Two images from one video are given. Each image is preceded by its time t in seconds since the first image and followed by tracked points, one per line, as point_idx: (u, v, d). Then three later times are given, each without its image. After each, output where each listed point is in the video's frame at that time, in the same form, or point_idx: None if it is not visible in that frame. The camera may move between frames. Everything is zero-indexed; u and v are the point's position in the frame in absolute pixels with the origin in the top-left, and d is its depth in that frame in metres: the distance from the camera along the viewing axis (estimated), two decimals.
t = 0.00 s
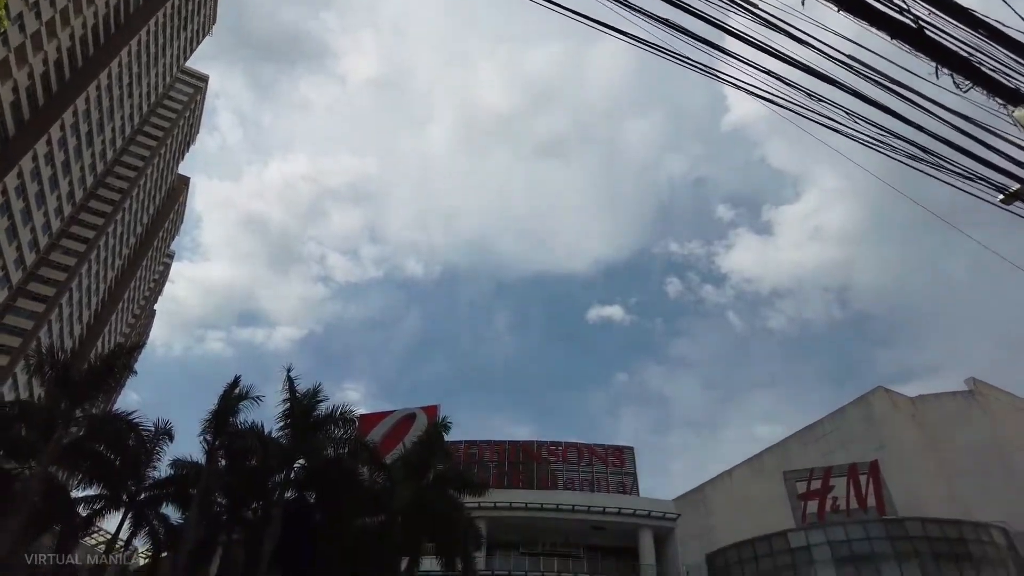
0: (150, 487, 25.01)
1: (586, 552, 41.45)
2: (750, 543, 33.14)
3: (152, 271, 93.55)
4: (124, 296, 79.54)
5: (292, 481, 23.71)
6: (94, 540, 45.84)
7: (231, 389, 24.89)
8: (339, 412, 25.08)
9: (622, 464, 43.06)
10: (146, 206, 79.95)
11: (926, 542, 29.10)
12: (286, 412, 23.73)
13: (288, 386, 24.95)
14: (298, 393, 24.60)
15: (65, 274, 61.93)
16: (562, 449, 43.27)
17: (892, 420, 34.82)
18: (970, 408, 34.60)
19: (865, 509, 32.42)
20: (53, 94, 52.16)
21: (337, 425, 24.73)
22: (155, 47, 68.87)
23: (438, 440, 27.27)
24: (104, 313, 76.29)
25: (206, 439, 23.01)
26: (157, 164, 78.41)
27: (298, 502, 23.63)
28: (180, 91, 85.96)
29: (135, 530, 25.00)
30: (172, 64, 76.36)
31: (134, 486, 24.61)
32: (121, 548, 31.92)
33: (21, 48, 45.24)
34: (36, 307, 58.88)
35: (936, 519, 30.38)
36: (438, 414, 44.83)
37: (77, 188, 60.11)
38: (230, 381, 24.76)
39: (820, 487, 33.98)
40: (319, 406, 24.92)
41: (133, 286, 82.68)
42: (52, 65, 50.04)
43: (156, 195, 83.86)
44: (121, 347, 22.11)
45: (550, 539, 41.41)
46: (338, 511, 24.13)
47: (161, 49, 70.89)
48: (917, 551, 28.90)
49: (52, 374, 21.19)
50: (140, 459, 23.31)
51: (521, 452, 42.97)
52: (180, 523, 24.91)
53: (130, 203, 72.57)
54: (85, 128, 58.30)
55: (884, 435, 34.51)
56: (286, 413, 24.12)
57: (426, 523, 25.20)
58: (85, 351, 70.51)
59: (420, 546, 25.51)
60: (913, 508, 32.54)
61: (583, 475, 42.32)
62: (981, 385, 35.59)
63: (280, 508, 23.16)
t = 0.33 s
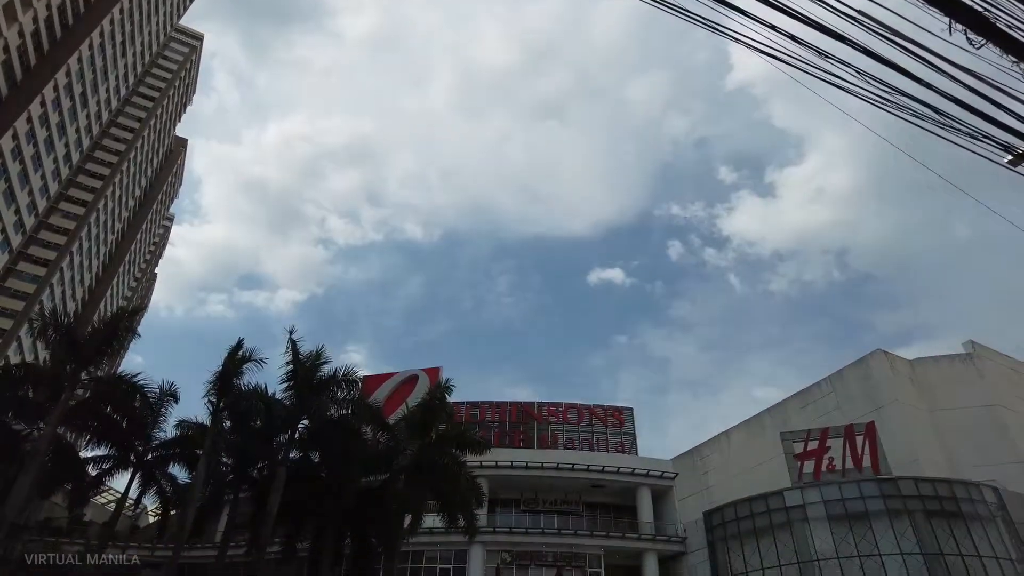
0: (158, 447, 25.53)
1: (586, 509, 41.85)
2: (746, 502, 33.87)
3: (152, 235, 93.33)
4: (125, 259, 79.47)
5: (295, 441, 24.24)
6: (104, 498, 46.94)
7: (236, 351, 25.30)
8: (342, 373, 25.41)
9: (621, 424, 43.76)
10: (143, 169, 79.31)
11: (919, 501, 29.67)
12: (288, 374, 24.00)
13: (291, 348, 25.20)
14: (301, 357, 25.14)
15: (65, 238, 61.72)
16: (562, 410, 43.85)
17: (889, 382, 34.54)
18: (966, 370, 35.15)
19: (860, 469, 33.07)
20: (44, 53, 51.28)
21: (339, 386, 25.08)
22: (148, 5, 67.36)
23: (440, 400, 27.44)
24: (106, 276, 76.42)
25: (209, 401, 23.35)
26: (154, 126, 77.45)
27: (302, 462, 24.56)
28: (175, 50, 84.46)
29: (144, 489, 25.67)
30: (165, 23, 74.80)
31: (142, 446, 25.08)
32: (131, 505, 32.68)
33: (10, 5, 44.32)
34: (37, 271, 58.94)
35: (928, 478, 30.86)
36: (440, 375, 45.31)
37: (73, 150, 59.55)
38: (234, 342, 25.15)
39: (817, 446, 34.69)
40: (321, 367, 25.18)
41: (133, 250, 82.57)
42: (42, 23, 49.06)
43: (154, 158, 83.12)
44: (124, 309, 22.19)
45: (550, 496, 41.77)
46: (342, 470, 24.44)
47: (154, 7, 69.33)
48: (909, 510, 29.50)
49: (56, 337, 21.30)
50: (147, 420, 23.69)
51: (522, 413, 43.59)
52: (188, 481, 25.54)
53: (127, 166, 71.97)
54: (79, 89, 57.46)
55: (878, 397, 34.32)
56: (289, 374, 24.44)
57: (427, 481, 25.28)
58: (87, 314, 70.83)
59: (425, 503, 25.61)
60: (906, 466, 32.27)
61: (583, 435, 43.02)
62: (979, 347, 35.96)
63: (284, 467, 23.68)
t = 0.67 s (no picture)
0: (163, 412, 25.81)
1: (586, 471, 42.45)
2: (743, 466, 34.38)
3: (152, 201, 92.90)
4: (125, 226, 79.23)
5: (299, 405, 24.62)
6: (110, 462, 47.64)
7: (238, 317, 25.36)
8: (344, 339, 25.51)
9: (621, 389, 44.18)
10: (141, 134, 78.51)
11: (914, 465, 30.09)
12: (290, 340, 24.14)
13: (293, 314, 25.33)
14: (302, 322, 25.35)
15: (63, 205, 61.47)
16: (562, 375, 44.24)
17: (887, 348, 34.83)
18: (965, 335, 35.34)
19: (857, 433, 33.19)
20: (36, 15, 50.34)
21: (341, 351, 25.15)
22: None
23: (443, 365, 27.45)
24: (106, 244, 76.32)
25: (215, 364, 24.19)
26: (150, 89, 76.34)
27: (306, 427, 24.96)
28: (169, 11, 82.75)
29: (151, 453, 26.07)
30: None
31: (147, 412, 25.27)
32: (138, 469, 33.19)
33: None
34: (37, 238, 58.89)
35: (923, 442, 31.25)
36: (441, 342, 45.54)
37: (68, 115, 58.88)
38: (238, 308, 25.37)
39: (816, 411, 34.88)
40: (324, 333, 25.34)
41: (133, 216, 82.26)
42: None
43: (152, 123, 82.19)
44: (124, 277, 22.25)
45: (550, 460, 42.29)
46: (344, 434, 24.84)
47: None
48: (904, 473, 29.97)
49: (58, 303, 21.36)
50: (153, 387, 23.78)
51: (523, 378, 43.97)
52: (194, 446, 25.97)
53: (124, 131, 71.21)
54: (73, 52, 56.56)
55: (877, 360, 34.55)
56: (291, 340, 24.57)
57: (430, 442, 25.75)
58: (89, 281, 70.98)
59: (428, 466, 26.09)
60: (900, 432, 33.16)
61: (583, 399, 43.46)
62: (978, 313, 36.12)
63: (288, 431, 24.01)
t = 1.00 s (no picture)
0: (167, 375, 26.07)
1: (586, 432, 43.00)
2: (741, 427, 34.81)
3: (149, 164, 92.01)
4: (123, 189, 78.62)
5: (302, 367, 24.95)
6: (116, 424, 48.39)
7: (239, 280, 25.34)
8: (345, 302, 25.64)
9: (620, 351, 44.46)
10: (136, 95, 77.29)
11: (910, 427, 30.47)
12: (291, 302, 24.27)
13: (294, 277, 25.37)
14: (304, 285, 25.37)
15: (60, 168, 60.96)
16: (562, 338, 44.48)
17: (886, 311, 34.96)
18: (964, 298, 35.51)
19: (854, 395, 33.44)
20: None
21: (342, 314, 25.38)
22: None
23: (443, 328, 27.47)
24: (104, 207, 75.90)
25: (217, 327, 24.37)
26: (143, 49, 74.81)
27: (310, 389, 25.35)
28: None
29: (156, 414, 26.45)
30: None
31: (150, 374, 25.55)
32: (144, 429, 33.62)
33: None
34: (35, 202, 58.53)
35: (919, 404, 31.58)
36: (442, 305, 45.66)
37: (60, 75, 57.85)
38: (239, 271, 25.44)
39: (814, 373, 35.08)
40: (325, 296, 25.43)
41: (131, 179, 81.56)
42: None
43: (146, 83, 80.82)
44: (124, 242, 22.22)
45: (551, 421, 42.82)
46: (346, 396, 25.03)
47: None
48: (900, 435, 30.37)
49: (58, 267, 21.38)
50: (155, 350, 23.95)
51: (523, 340, 44.22)
52: (199, 408, 26.26)
53: (118, 92, 70.08)
54: (62, 10, 55.26)
55: (877, 325, 34.71)
56: (292, 303, 24.70)
57: (432, 403, 25.84)
58: (89, 245, 70.83)
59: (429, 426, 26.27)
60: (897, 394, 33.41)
61: (583, 361, 43.77)
62: (979, 277, 36.11)
63: (292, 392, 24.30)
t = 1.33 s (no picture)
0: (169, 337, 26.19)
1: (585, 394, 43.44)
2: (739, 389, 35.09)
3: (145, 126, 90.85)
4: (119, 152, 77.79)
5: (303, 329, 25.11)
6: (120, 386, 48.95)
7: (239, 243, 25.27)
8: (345, 265, 25.62)
9: (620, 314, 44.60)
10: (129, 55, 75.84)
11: (906, 389, 30.82)
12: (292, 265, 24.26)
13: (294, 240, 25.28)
14: (304, 248, 25.32)
15: (54, 130, 60.23)
16: (562, 301, 44.60)
17: (886, 275, 35.00)
18: (965, 262, 35.56)
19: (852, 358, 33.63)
20: None
21: (342, 277, 25.40)
22: None
23: (444, 291, 27.46)
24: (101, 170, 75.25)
25: (217, 290, 24.32)
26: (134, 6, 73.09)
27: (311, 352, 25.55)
28: None
29: (160, 376, 26.67)
30: None
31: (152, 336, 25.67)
32: (148, 392, 33.94)
33: None
34: (31, 165, 58.01)
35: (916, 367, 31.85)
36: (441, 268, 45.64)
37: (51, 34, 56.66)
38: (238, 234, 25.33)
39: (813, 336, 35.22)
40: (325, 259, 25.41)
41: (127, 141, 80.65)
42: None
43: (139, 43, 79.21)
44: (122, 205, 22.06)
45: (550, 382, 43.20)
46: (347, 358, 25.22)
47: None
48: (897, 397, 30.73)
49: (57, 230, 21.27)
50: (155, 313, 23.93)
51: (523, 304, 44.32)
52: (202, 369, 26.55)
53: (111, 52, 68.74)
54: None
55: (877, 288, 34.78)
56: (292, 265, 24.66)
57: (433, 365, 25.95)
58: (87, 208, 70.45)
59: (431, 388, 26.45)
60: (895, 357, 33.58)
61: (583, 324, 43.96)
62: (981, 242, 36.08)
63: (293, 354, 24.46)
